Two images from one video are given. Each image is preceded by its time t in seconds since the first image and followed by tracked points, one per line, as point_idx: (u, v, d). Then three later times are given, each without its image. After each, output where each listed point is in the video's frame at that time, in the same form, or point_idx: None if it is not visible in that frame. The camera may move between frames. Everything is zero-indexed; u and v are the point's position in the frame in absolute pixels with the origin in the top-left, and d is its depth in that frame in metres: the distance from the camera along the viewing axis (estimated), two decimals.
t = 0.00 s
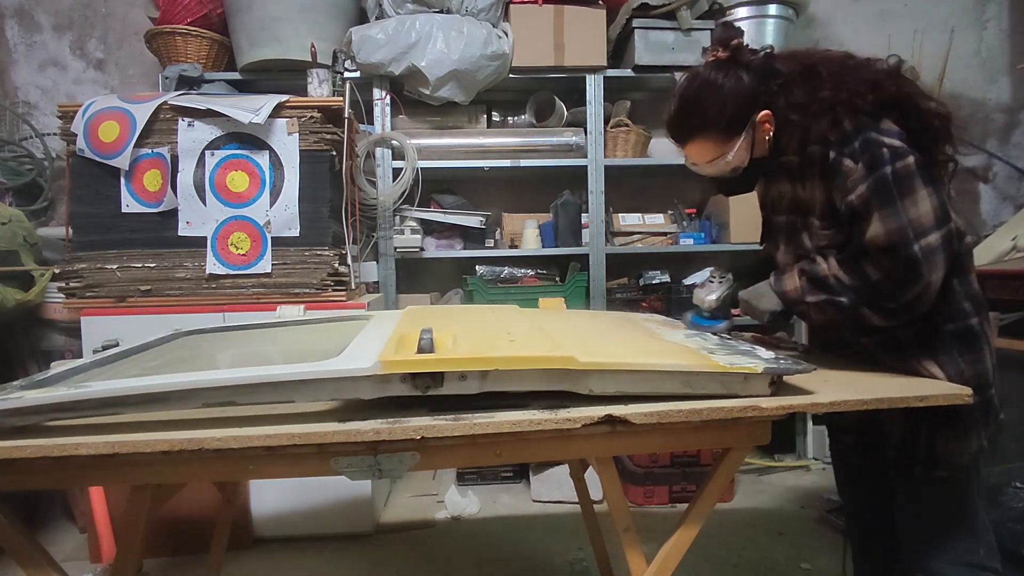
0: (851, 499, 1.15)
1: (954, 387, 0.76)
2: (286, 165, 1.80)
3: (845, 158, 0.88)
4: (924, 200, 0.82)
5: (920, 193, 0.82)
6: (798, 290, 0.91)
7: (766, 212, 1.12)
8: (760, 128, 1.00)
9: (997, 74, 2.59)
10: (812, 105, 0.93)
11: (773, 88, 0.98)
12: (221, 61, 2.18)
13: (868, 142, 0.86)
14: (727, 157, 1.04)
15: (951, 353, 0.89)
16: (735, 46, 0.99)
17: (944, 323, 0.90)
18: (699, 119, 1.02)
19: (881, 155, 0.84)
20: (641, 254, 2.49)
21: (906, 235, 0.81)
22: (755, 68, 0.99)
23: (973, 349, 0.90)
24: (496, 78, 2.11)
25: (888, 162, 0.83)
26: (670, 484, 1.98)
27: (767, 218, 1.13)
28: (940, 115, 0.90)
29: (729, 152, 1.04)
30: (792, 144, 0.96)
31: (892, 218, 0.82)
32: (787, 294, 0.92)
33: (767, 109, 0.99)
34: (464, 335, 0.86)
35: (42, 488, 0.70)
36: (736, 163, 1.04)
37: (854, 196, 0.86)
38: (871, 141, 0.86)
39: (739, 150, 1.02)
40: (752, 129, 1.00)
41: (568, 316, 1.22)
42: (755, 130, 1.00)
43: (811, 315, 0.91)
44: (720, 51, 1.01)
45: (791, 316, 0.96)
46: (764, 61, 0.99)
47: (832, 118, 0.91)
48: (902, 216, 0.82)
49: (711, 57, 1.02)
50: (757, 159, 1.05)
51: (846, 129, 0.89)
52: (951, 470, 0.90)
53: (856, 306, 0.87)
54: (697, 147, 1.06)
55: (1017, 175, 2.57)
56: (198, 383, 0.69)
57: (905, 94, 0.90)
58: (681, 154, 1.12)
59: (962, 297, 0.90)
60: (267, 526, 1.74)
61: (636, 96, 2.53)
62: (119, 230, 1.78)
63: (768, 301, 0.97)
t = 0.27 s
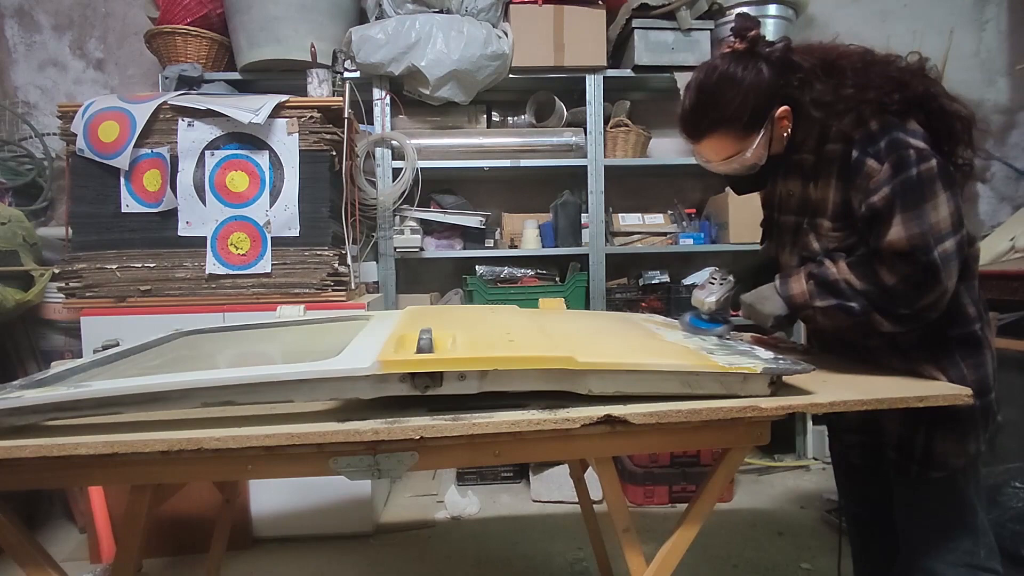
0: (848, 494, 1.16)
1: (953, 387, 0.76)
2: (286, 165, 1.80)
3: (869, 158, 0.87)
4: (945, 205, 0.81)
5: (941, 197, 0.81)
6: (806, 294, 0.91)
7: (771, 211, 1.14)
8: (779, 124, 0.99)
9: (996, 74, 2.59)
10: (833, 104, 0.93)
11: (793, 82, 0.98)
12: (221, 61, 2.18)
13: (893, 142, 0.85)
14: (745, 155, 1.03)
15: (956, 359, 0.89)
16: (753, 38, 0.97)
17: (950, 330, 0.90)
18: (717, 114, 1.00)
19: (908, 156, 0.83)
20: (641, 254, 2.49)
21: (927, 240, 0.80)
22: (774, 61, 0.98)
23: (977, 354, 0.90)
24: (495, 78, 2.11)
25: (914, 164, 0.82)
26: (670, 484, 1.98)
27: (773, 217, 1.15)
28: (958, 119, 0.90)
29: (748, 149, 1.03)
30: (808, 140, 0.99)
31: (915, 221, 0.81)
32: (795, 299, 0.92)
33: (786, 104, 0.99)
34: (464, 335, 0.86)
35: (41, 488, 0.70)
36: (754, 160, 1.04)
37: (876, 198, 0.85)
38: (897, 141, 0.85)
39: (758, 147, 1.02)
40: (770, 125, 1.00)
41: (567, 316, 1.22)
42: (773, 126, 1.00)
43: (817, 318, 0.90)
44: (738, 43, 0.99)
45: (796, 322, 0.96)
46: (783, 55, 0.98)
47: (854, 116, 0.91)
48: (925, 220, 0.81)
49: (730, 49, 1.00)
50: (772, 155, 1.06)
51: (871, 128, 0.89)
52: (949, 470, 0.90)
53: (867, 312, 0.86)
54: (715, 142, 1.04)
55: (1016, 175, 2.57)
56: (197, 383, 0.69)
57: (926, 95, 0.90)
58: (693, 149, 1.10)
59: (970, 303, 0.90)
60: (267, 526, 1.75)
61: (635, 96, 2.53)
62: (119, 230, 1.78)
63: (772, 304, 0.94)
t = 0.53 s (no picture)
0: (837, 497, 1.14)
1: (954, 387, 0.76)
2: (286, 165, 1.80)
3: (854, 156, 0.95)
4: (916, 203, 0.90)
5: (914, 195, 0.90)
6: (789, 283, 0.97)
7: (766, 214, 1.18)
8: (774, 127, 1.04)
9: (997, 74, 2.59)
10: (826, 104, 0.99)
11: (789, 87, 1.03)
12: (221, 61, 2.18)
13: (875, 141, 0.93)
14: (743, 153, 1.08)
15: (920, 350, 1.00)
16: (753, 49, 1.05)
17: (919, 321, 1.01)
18: (719, 114, 1.05)
19: (888, 154, 0.91)
20: (641, 254, 2.49)
21: (898, 232, 0.89)
22: (772, 68, 1.04)
23: (940, 348, 1.01)
24: (495, 78, 2.11)
25: (893, 161, 0.91)
26: (670, 484, 1.98)
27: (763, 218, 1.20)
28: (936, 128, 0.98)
29: (744, 147, 1.07)
30: (802, 143, 1.02)
31: (890, 213, 0.89)
32: (779, 287, 0.99)
33: (780, 108, 1.03)
34: (464, 335, 0.86)
35: (41, 488, 0.70)
36: (750, 160, 1.08)
37: (856, 194, 0.93)
38: (876, 140, 0.93)
39: (755, 148, 1.06)
40: (767, 128, 1.04)
41: (568, 315, 1.22)
42: (768, 128, 1.05)
43: (798, 306, 0.97)
44: (738, 52, 1.07)
45: (781, 307, 1.01)
46: (781, 62, 1.05)
47: (842, 119, 0.98)
48: (900, 212, 0.89)
49: (731, 57, 1.07)
50: (768, 158, 1.09)
51: (857, 128, 0.96)
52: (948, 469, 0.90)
53: (845, 299, 0.94)
54: (714, 142, 1.09)
55: (1017, 175, 2.57)
56: (197, 383, 0.69)
57: (908, 103, 0.97)
58: (698, 148, 1.15)
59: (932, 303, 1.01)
60: (267, 526, 1.75)
61: (636, 96, 2.53)
62: (119, 230, 1.78)
63: (758, 292, 1.07)
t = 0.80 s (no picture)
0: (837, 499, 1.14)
1: (955, 388, 0.76)
2: (286, 165, 1.80)
3: (854, 159, 0.95)
4: (919, 207, 0.90)
5: (915, 199, 0.90)
6: (789, 288, 0.97)
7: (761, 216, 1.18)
8: (773, 130, 1.03)
9: (997, 74, 2.59)
10: (824, 108, 1.00)
11: (785, 91, 1.04)
12: (221, 61, 2.18)
13: (876, 145, 0.93)
14: (742, 158, 1.06)
15: (918, 353, 1.00)
16: (749, 52, 1.04)
17: (919, 324, 1.01)
18: (717, 119, 1.04)
19: (889, 158, 0.91)
20: (641, 254, 2.48)
21: (903, 236, 0.88)
22: (768, 72, 1.04)
23: (939, 350, 1.01)
24: (495, 78, 2.11)
25: (895, 165, 0.91)
26: (670, 484, 1.97)
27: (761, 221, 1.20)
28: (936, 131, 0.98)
29: (743, 152, 1.06)
30: (800, 146, 1.03)
31: (892, 217, 0.89)
32: (778, 292, 0.98)
33: (778, 112, 1.03)
34: (463, 336, 0.86)
35: (41, 488, 0.70)
36: (749, 164, 1.07)
37: (858, 197, 0.93)
38: (877, 145, 0.93)
39: (753, 152, 1.05)
40: (766, 131, 1.03)
41: (568, 316, 1.22)
42: (767, 132, 1.04)
43: (799, 311, 0.96)
44: (735, 56, 1.06)
45: (780, 312, 1.00)
46: (777, 66, 1.05)
47: (841, 123, 0.98)
48: (902, 217, 0.89)
49: (727, 61, 1.06)
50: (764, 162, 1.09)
51: (858, 132, 0.96)
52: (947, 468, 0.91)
53: (846, 304, 0.94)
54: (712, 147, 1.07)
55: (1017, 175, 2.57)
56: (197, 383, 0.68)
57: (908, 107, 0.98)
58: (694, 152, 1.13)
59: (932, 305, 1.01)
60: (267, 526, 1.74)
61: (635, 96, 2.53)
62: (119, 230, 1.78)
63: (757, 297, 1.01)
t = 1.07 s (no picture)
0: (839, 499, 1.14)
1: (954, 387, 0.76)
2: (286, 165, 1.80)
3: (834, 160, 0.95)
4: (900, 205, 0.90)
5: (896, 198, 0.90)
6: (778, 285, 0.98)
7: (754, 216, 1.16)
8: (754, 130, 1.05)
9: (997, 74, 2.59)
10: (804, 110, 1.01)
11: (767, 92, 1.05)
12: (221, 61, 2.19)
13: (854, 145, 0.93)
14: (721, 156, 1.09)
15: (916, 350, 1.00)
16: (733, 54, 1.07)
17: (913, 322, 1.00)
18: (697, 118, 1.07)
19: (866, 158, 0.91)
20: (641, 254, 2.48)
21: (881, 234, 0.89)
22: (751, 74, 1.06)
23: (938, 348, 1.00)
24: (496, 78, 2.11)
25: (871, 165, 0.91)
26: (670, 484, 1.97)
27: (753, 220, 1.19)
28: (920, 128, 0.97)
29: (724, 150, 1.08)
30: (786, 146, 1.03)
31: (871, 216, 0.90)
32: (768, 289, 0.98)
33: (760, 112, 1.05)
34: (463, 336, 0.86)
35: (41, 488, 0.70)
36: (731, 161, 1.09)
37: (838, 196, 0.94)
38: (855, 145, 0.93)
39: (735, 149, 1.07)
40: (746, 130, 1.06)
41: (566, 316, 1.22)
42: (749, 131, 1.06)
43: (788, 308, 0.97)
44: (719, 58, 1.09)
45: (769, 309, 1.01)
46: (760, 68, 1.06)
47: (822, 123, 0.99)
48: (880, 217, 0.90)
49: (711, 63, 1.09)
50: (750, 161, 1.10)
51: (837, 133, 0.96)
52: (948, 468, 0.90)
53: (833, 301, 0.95)
54: (696, 145, 1.11)
55: (1017, 175, 2.57)
56: (197, 383, 0.68)
57: (890, 105, 0.97)
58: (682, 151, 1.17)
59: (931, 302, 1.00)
60: (267, 526, 1.74)
61: (635, 96, 2.53)
62: (119, 230, 1.78)
63: (749, 293, 1.03)
